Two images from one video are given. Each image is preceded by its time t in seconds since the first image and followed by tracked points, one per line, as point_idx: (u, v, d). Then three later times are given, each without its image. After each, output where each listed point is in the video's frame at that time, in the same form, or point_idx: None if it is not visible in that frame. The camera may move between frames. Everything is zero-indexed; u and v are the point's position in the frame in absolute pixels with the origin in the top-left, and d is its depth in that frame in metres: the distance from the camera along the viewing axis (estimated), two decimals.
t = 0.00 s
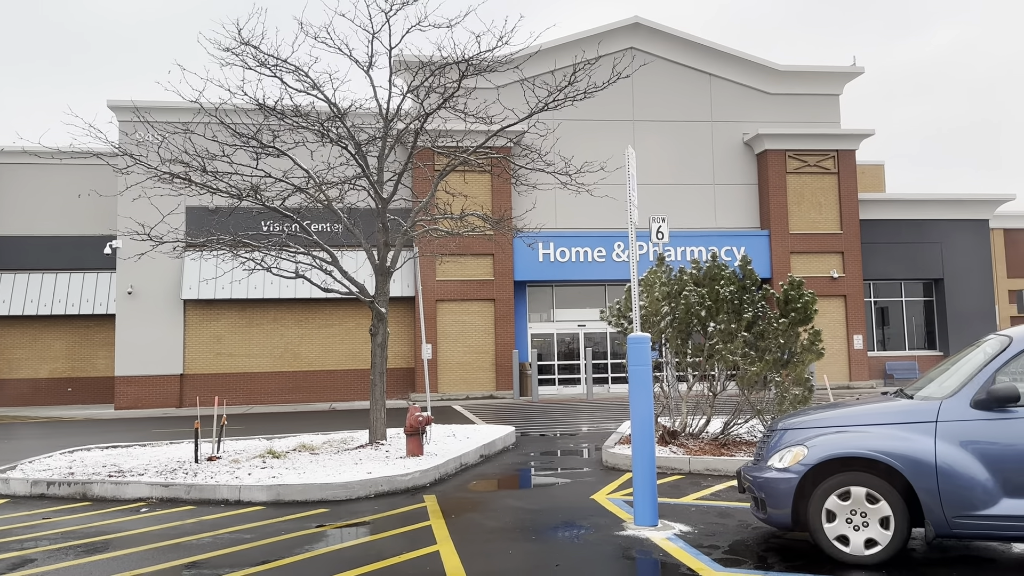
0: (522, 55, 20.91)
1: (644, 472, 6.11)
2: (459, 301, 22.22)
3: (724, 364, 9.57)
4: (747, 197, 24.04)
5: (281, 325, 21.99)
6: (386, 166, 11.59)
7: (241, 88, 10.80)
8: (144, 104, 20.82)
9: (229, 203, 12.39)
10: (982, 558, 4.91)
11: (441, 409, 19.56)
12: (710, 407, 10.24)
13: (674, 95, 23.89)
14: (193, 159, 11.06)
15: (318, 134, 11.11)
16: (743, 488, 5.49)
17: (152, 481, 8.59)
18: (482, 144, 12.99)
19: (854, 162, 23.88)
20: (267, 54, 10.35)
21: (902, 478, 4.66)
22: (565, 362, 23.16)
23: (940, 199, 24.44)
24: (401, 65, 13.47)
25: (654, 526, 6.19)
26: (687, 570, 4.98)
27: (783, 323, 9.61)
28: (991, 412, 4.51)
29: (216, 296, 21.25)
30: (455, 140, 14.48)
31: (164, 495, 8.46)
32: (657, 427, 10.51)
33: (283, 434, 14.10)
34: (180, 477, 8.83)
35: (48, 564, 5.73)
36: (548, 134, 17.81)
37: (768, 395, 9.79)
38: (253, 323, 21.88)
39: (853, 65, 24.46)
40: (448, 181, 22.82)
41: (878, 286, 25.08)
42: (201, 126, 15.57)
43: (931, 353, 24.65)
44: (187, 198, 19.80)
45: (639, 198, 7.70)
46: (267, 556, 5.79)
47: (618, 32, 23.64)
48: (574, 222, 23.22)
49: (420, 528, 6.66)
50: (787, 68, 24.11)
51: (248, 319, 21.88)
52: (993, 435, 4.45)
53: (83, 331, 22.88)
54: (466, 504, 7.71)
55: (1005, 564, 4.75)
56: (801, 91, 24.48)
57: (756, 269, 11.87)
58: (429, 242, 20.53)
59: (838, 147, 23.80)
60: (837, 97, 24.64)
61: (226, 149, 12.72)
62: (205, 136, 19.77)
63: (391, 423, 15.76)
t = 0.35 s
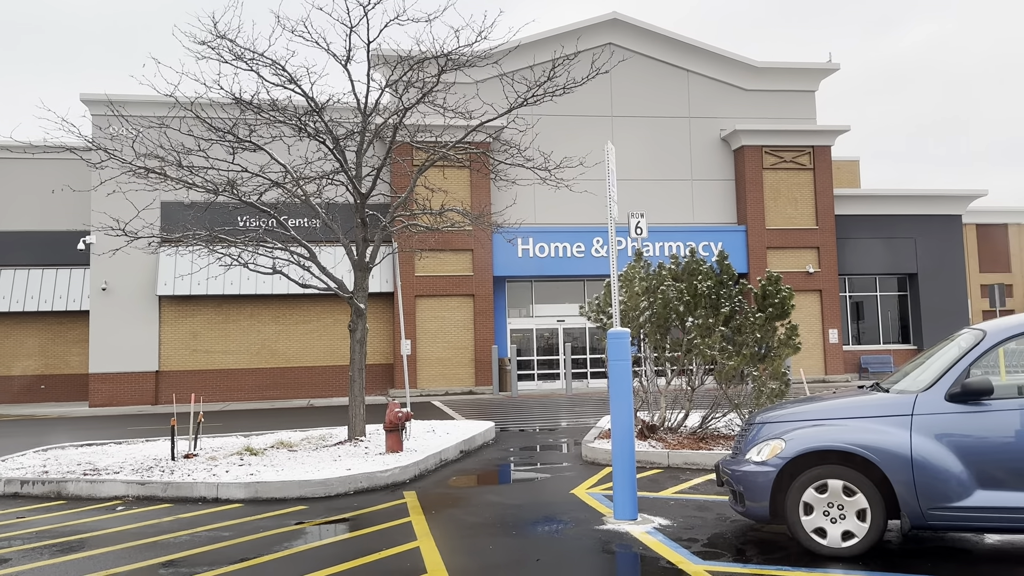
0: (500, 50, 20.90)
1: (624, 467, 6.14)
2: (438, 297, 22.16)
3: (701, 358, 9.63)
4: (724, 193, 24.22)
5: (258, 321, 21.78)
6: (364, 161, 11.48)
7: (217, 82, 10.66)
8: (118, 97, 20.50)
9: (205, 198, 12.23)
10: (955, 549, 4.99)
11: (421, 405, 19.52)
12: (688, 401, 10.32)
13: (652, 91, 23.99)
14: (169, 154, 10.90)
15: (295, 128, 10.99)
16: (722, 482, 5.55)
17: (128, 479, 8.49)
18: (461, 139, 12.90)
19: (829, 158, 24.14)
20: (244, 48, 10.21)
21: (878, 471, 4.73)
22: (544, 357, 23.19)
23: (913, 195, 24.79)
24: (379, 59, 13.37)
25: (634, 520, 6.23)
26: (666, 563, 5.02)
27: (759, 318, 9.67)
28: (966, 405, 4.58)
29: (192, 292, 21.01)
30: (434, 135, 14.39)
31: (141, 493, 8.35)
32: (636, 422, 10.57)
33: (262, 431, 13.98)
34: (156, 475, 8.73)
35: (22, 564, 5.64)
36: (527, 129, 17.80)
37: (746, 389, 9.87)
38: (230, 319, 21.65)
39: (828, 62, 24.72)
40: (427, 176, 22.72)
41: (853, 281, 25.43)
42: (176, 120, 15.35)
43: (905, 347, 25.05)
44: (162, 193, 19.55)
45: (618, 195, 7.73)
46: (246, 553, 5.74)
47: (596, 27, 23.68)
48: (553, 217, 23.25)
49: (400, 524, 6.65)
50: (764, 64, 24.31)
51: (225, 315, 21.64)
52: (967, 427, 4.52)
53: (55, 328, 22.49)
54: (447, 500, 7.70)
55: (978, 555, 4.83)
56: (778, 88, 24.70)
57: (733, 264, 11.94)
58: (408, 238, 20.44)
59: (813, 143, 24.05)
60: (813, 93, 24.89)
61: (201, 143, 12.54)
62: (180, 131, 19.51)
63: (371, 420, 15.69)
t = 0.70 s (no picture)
0: (474, 44, 20.84)
1: (599, 460, 6.17)
2: (411, 292, 22.05)
3: (674, 352, 9.71)
4: (697, 188, 24.42)
5: (229, 317, 21.49)
6: (336, 155, 11.35)
7: (186, 75, 10.49)
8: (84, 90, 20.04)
9: (175, 192, 12.01)
10: (924, 538, 5.09)
11: (395, 400, 19.43)
12: (661, 395, 10.39)
13: (625, 86, 24.08)
14: (136, 148, 10.68)
15: (266, 122, 10.83)
16: (695, 474, 5.60)
17: (97, 478, 8.32)
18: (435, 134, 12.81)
19: (799, 153, 24.45)
20: (213, 40, 10.03)
21: (848, 462, 4.81)
22: (518, 352, 23.20)
23: (881, 190, 25.20)
24: (351, 52, 13.23)
25: (609, 513, 6.26)
26: (641, 555, 5.05)
27: (731, 312, 9.77)
28: (934, 397, 4.66)
29: (161, 288, 20.63)
30: (407, 129, 14.29)
31: (110, 492, 8.20)
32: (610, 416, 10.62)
33: (233, 428, 13.80)
34: (126, 473, 8.58)
35: None
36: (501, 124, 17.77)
37: (718, 383, 9.96)
38: (200, 316, 21.33)
39: (798, 59, 25.01)
40: (400, 171, 22.58)
41: (822, 275, 25.85)
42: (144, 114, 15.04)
43: (873, 341, 25.52)
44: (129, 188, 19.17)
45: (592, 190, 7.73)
46: (218, 551, 5.66)
47: (569, 22, 23.70)
48: (527, 212, 23.27)
49: (375, 520, 6.60)
50: (735, 60, 24.52)
51: (195, 311, 21.31)
52: (935, 419, 4.59)
53: (19, 325, 21.97)
54: (422, 496, 7.66)
55: (946, 544, 4.93)
56: (749, 83, 24.93)
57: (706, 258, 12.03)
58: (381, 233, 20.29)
59: (783, 139, 24.34)
60: (783, 90, 25.16)
61: (170, 137, 12.31)
62: (149, 124, 19.15)
63: (344, 416, 15.57)
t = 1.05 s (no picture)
0: (448, 38, 20.78)
1: (575, 454, 6.22)
2: (386, 286, 21.95)
3: (649, 346, 9.80)
4: (670, 183, 24.59)
5: (200, 312, 21.21)
6: (310, 149, 11.23)
7: (156, 68, 10.32)
8: (51, 82, 19.61)
9: (145, 186, 11.82)
10: (894, 528, 5.21)
11: (370, 395, 19.35)
12: (636, 388, 10.47)
13: (599, 81, 24.16)
14: (106, 141, 10.48)
15: (238, 115, 10.69)
16: (670, 466, 5.66)
17: (67, 475, 8.19)
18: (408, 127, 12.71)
19: (770, 149, 24.74)
20: (183, 32, 9.88)
21: (820, 454, 4.89)
22: (493, 347, 23.20)
23: (851, 184, 25.59)
24: (324, 44, 13.10)
25: (584, 505, 6.31)
26: (617, 547, 5.10)
27: (705, 305, 9.88)
28: (905, 388, 4.76)
29: (131, 283, 20.27)
30: (382, 122, 14.19)
31: (80, 490, 8.07)
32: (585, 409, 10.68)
33: (206, 424, 13.66)
34: (97, 470, 8.45)
35: None
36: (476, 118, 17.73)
37: (692, 375, 10.07)
38: (170, 311, 21.03)
39: (770, 54, 25.27)
40: (374, 164, 22.44)
41: (793, 268, 26.23)
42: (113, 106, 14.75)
43: (844, 333, 25.96)
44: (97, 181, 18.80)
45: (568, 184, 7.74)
46: (193, 548, 5.61)
47: (543, 16, 23.70)
48: (502, 206, 23.26)
49: (351, 516, 6.58)
50: (708, 55, 24.72)
51: (165, 307, 21.01)
52: (905, 410, 4.70)
53: None
54: (398, 491, 7.65)
55: (914, 533, 5.04)
56: (722, 79, 25.13)
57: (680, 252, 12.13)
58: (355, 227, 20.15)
59: (755, 134, 24.59)
60: (755, 85, 25.41)
61: (139, 130, 12.10)
62: (117, 117, 18.83)
63: (319, 411, 15.47)
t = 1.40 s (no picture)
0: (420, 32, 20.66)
1: (549, 448, 6.23)
2: (357, 282, 21.79)
3: (621, 340, 9.85)
4: (642, 178, 24.74)
5: (168, 309, 20.86)
6: (279, 143, 11.08)
7: (121, 60, 10.12)
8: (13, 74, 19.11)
9: (111, 181, 11.57)
10: (863, 519, 5.30)
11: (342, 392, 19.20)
12: (608, 383, 10.51)
13: (571, 77, 24.20)
14: (70, 134, 10.24)
15: (206, 109, 10.51)
16: (642, 460, 5.69)
17: (32, 475, 8.00)
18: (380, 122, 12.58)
19: (740, 145, 24.98)
20: (150, 24, 9.69)
21: (791, 446, 4.96)
22: (466, 343, 23.15)
23: (819, 180, 25.95)
24: (294, 37, 12.93)
25: (558, 500, 6.33)
26: (591, 541, 5.13)
27: (677, 300, 9.96)
28: (874, 381, 4.84)
29: (97, 280, 19.85)
30: (353, 116, 14.05)
31: (46, 489, 7.90)
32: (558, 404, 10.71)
33: (175, 422, 13.45)
34: (63, 469, 8.28)
35: None
36: (448, 113, 17.64)
37: (663, 370, 10.15)
38: (137, 308, 20.65)
39: (740, 51, 25.51)
40: (346, 159, 22.25)
41: (763, 264, 26.60)
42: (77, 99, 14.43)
43: (812, 328, 26.41)
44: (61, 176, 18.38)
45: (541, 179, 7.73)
46: (162, 548, 5.51)
47: (515, 11, 23.66)
48: (475, 202, 23.20)
49: (323, 513, 6.52)
50: (679, 52, 24.88)
51: (132, 303, 20.62)
52: (873, 403, 4.78)
53: None
54: (371, 488, 7.60)
55: (882, 525, 5.13)
56: (693, 75, 25.32)
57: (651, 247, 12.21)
58: (326, 223, 19.95)
59: (725, 131, 24.81)
60: (725, 82, 25.63)
61: (104, 123, 11.84)
62: (82, 110, 18.42)
63: (290, 409, 15.31)
